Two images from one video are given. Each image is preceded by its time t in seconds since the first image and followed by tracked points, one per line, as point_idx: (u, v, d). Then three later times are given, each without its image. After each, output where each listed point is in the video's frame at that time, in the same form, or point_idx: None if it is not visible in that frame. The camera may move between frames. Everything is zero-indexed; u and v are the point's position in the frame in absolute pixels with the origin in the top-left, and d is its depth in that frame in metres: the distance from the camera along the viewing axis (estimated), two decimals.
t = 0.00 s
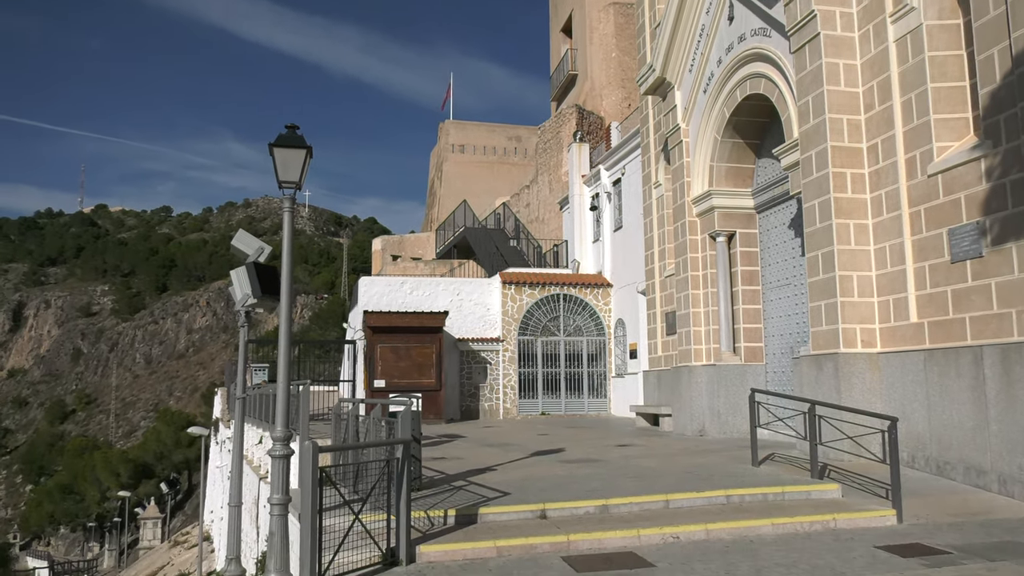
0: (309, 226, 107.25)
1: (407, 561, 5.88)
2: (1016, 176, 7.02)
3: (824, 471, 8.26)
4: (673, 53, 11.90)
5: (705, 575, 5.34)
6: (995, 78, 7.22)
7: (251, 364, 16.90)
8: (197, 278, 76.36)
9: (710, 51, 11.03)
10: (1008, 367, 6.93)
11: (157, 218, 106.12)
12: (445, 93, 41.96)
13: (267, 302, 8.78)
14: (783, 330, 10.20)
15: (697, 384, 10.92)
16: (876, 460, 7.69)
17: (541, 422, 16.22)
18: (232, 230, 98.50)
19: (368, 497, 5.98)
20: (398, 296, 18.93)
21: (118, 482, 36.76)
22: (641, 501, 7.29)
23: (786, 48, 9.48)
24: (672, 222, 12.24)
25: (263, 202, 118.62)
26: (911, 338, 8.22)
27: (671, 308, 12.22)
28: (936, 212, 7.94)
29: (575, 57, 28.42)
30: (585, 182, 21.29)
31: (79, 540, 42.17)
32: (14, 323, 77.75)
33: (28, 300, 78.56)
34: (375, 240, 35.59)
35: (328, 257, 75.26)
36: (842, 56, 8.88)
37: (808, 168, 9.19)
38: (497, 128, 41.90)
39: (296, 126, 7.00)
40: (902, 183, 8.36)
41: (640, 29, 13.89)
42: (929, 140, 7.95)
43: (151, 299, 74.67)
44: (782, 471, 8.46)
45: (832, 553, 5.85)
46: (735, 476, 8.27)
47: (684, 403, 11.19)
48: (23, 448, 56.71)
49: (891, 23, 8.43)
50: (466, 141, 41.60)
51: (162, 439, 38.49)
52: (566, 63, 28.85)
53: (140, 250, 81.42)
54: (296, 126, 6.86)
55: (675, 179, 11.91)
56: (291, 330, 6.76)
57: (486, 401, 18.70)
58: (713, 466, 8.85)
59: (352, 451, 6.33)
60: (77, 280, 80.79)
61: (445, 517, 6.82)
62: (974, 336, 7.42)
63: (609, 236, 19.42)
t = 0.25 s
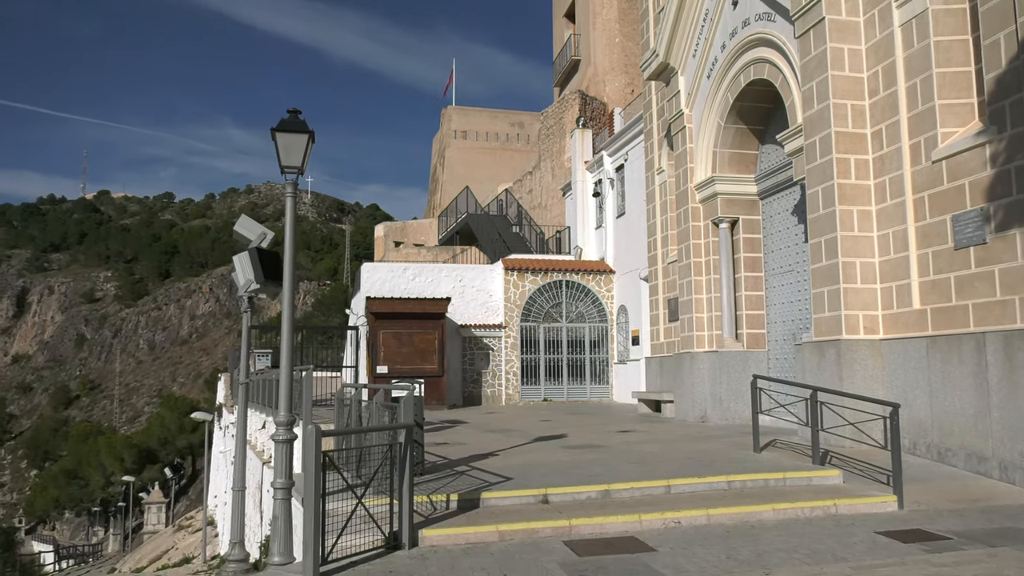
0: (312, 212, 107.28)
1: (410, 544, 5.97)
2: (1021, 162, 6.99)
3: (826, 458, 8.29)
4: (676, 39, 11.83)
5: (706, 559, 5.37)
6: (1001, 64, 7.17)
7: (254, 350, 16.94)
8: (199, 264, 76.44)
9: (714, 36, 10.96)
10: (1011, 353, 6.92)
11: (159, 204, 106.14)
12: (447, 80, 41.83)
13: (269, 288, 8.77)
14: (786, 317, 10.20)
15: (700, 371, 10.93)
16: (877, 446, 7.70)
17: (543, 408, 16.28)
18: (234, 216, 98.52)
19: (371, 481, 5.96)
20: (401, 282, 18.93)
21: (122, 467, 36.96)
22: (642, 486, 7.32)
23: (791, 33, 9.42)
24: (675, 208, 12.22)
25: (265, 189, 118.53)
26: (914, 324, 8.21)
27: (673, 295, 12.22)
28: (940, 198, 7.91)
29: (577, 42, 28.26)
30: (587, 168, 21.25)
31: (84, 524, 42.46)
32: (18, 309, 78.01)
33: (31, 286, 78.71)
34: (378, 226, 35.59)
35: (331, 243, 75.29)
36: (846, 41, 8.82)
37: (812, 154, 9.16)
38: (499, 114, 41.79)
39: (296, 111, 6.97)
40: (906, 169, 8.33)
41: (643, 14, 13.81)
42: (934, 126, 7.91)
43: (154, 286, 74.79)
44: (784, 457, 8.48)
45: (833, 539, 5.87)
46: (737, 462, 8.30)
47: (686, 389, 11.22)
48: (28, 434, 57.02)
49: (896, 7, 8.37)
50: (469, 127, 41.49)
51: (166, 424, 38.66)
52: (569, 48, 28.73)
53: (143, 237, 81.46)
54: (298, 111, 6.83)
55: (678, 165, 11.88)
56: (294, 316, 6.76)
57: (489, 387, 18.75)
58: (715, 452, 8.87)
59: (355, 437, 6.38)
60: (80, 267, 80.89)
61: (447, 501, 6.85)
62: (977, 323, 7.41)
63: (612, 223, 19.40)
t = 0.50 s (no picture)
0: (314, 201, 107.26)
1: (412, 530, 5.99)
2: None
3: (827, 445, 8.30)
4: (680, 26, 11.78)
5: (707, 546, 5.39)
6: (1006, 51, 7.14)
7: (257, 338, 16.96)
8: (202, 252, 76.51)
9: (718, 23, 10.91)
10: (1014, 342, 6.91)
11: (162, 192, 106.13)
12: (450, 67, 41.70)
13: (271, 275, 8.78)
14: (788, 305, 10.19)
15: (702, 358, 10.94)
16: (879, 434, 7.72)
17: (545, 396, 16.31)
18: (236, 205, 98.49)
19: (374, 468, 5.96)
20: (403, 270, 18.93)
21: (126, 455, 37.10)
22: (644, 473, 7.34)
23: (795, 20, 9.37)
24: (677, 197, 12.21)
25: (267, 177, 118.43)
26: (916, 313, 8.20)
27: (675, 283, 12.22)
28: (944, 186, 7.88)
29: (580, 29, 28.19)
30: (590, 156, 21.20)
31: (89, 511, 42.68)
32: (21, 297, 78.19)
33: (34, 275, 78.84)
34: (380, 214, 35.57)
35: (333, 232, 75.30)
36: (851, 28, 8.78)
37: (815, 142, 9.13)
38: (502, 102, 41.69)
39: (298, 98, 6.95)
40: (910, 157, 8.30)
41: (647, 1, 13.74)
42: (938, 114, 7.87)
43: (157, 274, 74.88)
44: (785, 445, 8.50)
45: (834, 525, 5.89)
46: (738, 449, 8.32)
47: (688, 377, 11.24)
48: (33, 421, 57.28)
49: None
50: (471, 115, 41.38)
51: (169, 411, 38.76)
52: (572, 35, 28.64)
53: (145, 225, 81.50)
54: (300, 98, 6.81)
55: (681, 153, 11.85)
56: (296, 303, 6.77)
57: (491, 375, 18.79)
58: (716, 439, 8.89)
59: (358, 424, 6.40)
60: (83, 255, 80.98)
61: (449, 487, 6.88)
62: (979, 312, 7.41)
63: (614, 211, 19.37)
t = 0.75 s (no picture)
0: (316, 191, 107.16)
1: (414, 519, 6.01)
2: None
3: (828, 435, 8.31)
4: (683, 15, 11.73)
5: (708, 534, 5.41)
6: (1012, 39, 7.10)
7: (259, 327, 16.99)
8: (204, 242, 76.52)
9: (721, 12, 10.86)
10: (1016, 332, 6.90)
11: (163, 182, 106.06)
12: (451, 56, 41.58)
13: (273, 264, 8.78)
14: (790, 295, 10.19)
15: (703, 348, 10.96)
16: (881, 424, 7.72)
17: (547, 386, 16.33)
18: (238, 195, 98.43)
19: (376, 456, 5.99)
20: (405, 259, 18.92)
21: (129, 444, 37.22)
22: (645, 462, 7.36)
23: (799, 8, 9.32)
24: (679, 186, 12.19)
25: (269, 167, 118.32)
26: (919, 303, 8.19)
27: (677, 273, 12.21)
28: (947, 176, 7.86)
29: (582, 19, 28.14)
30: (592, 146, 21.15)
31: (92, 500, 42.84)
32: (24, 286, 78.35)
33: (36, 264, 78.92)
34: (382, 204, 35.54)
35: (335, 221, 75.25)
36: (854, 16, 8.74)
37: (818, 131, 9.10)
38: (504, 91, 41.55)
39: (300, 87, 6.93)
40: (914, 146, 8.28)
41: None
42: (942, 103, 7.84)
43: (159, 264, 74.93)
44: (787, 434, 8.51)
45: (834, 514, 5.91)
46: (739, 439, 8.33)
47: (689, 366, 11.26)
48: (36, 410, 57.47)
49: None
50: (472, 104, 41.26)
51: (172, 400, 38.85)
52: (574, 24, 28.55)
53: (147, 215, 81.48)
54: (301, 87, 6.79)
55: (683, 142, 11.82)
56: (299, 292, 6.78)
57: (493, 365, 18.82)
58: (717, 429, 8.91)
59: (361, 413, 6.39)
60: (85, 245, 81.04)
61: (451, 476, 6.89)
62: (981, 302, 7.40)
63: (617, 201, 19.34)
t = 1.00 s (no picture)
0: (318, 182, 107.04)
1: (415, 510, 5.99)
2: None
3: (830, 426, 8.32)
4: (685, 5, 11.68)
5: (709, 525, 5.41)
6: (1016, 29, 7.06)
7: (261, 318, 17.00)
8: (206, 233, 76.52)
9: (724, 2, 10.81)
10: (1018, 323, 6.89)
11: (165, 173, 105.98)
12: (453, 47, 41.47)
13: (275, 255, 8.77)
14: (792, 286, 10.18)
15: (705, 340, 11.03)
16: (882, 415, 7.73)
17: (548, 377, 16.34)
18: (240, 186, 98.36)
19: (378, 448, 5.97)
20: (407, 250, 18.90)
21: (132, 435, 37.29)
22: (647, 453, 7.37)
23: None
24: (681, 177, 12.17)
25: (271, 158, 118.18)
26: (921, 294, 8.17)
27: (679, 264, 12.21)
28: (950, 167, 7.83)
29: (584, 9, 28.06)
30: (594, 137, 21.10)
31: (95, 490, 42.96)
32: (26, 277, 78.45)
33: (38, 256, 78.99)
34: (384, 195, 35.52)
35: (337, 213, 75.20)
36: (858, 6, 8.70)
37: (821, 122, 9.08)
38: (506, 82, 41.44)
39: (300, 79, 6.90)
40: (917, 137, 8.25)
41: None
42: (946, 94, 7.81)
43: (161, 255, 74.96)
44: (788, 425, 8.51)
45: (835, 505, 5.91)
46: (741, 430, 8.34)
47: (691, 357, 11.33)
48: (39, 401, 57.61)
49: None
50: (474, 95, 41.14)
51: (174, 391, 38.90)
52: (576, 14, 28.45)
53: (148, 206, 81.46)
54: (302, 78, 6.77)
55: (685, 133, 11.79)
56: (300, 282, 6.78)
57: (494, 356, 18.84)
58: (719, 420, 8.92)
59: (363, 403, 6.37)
60: (87, 236, 81.07)
61: (453, 468, 6.90)
62: (984, 294, 7.39)
63: (619, 192, 19.31)
